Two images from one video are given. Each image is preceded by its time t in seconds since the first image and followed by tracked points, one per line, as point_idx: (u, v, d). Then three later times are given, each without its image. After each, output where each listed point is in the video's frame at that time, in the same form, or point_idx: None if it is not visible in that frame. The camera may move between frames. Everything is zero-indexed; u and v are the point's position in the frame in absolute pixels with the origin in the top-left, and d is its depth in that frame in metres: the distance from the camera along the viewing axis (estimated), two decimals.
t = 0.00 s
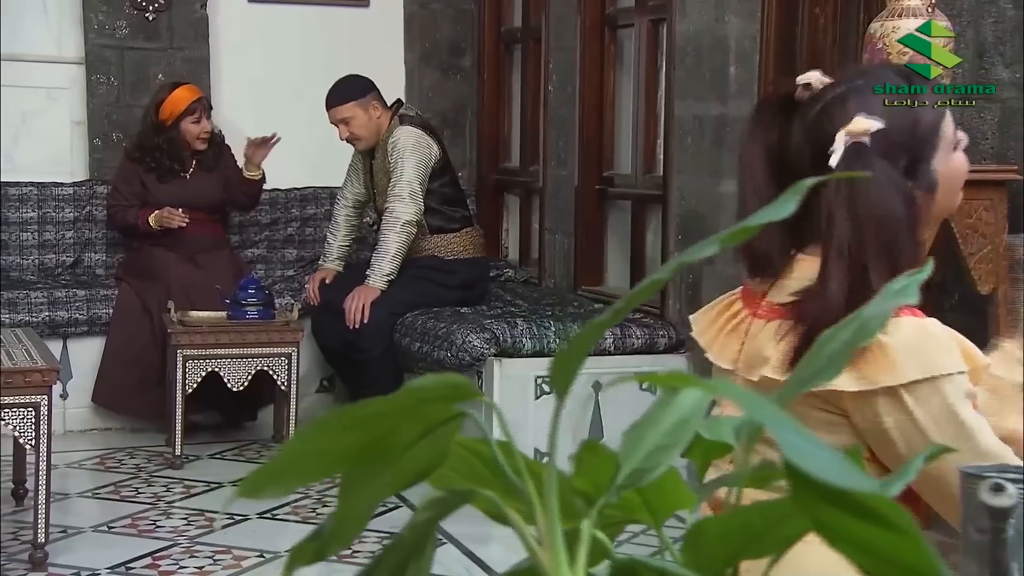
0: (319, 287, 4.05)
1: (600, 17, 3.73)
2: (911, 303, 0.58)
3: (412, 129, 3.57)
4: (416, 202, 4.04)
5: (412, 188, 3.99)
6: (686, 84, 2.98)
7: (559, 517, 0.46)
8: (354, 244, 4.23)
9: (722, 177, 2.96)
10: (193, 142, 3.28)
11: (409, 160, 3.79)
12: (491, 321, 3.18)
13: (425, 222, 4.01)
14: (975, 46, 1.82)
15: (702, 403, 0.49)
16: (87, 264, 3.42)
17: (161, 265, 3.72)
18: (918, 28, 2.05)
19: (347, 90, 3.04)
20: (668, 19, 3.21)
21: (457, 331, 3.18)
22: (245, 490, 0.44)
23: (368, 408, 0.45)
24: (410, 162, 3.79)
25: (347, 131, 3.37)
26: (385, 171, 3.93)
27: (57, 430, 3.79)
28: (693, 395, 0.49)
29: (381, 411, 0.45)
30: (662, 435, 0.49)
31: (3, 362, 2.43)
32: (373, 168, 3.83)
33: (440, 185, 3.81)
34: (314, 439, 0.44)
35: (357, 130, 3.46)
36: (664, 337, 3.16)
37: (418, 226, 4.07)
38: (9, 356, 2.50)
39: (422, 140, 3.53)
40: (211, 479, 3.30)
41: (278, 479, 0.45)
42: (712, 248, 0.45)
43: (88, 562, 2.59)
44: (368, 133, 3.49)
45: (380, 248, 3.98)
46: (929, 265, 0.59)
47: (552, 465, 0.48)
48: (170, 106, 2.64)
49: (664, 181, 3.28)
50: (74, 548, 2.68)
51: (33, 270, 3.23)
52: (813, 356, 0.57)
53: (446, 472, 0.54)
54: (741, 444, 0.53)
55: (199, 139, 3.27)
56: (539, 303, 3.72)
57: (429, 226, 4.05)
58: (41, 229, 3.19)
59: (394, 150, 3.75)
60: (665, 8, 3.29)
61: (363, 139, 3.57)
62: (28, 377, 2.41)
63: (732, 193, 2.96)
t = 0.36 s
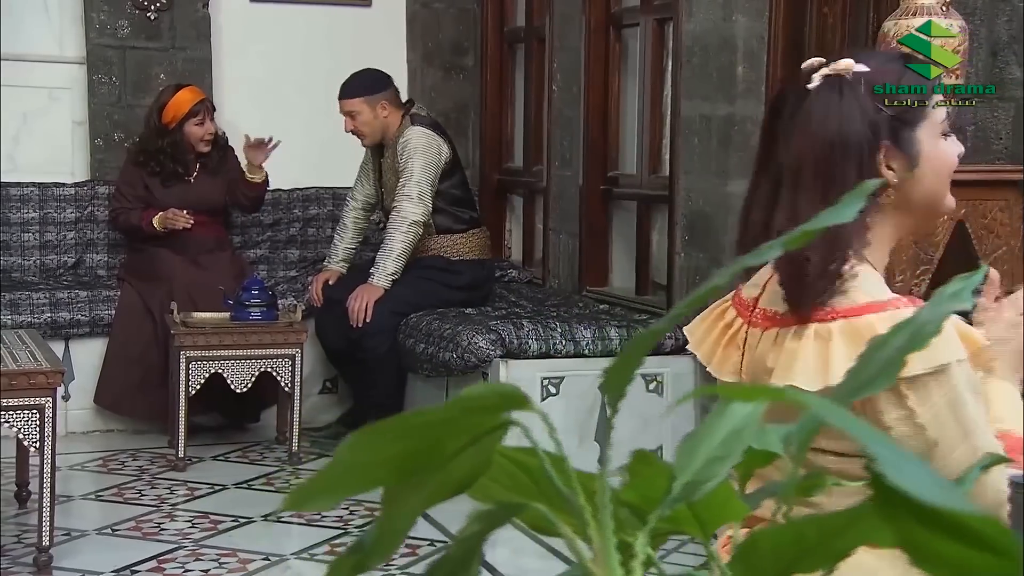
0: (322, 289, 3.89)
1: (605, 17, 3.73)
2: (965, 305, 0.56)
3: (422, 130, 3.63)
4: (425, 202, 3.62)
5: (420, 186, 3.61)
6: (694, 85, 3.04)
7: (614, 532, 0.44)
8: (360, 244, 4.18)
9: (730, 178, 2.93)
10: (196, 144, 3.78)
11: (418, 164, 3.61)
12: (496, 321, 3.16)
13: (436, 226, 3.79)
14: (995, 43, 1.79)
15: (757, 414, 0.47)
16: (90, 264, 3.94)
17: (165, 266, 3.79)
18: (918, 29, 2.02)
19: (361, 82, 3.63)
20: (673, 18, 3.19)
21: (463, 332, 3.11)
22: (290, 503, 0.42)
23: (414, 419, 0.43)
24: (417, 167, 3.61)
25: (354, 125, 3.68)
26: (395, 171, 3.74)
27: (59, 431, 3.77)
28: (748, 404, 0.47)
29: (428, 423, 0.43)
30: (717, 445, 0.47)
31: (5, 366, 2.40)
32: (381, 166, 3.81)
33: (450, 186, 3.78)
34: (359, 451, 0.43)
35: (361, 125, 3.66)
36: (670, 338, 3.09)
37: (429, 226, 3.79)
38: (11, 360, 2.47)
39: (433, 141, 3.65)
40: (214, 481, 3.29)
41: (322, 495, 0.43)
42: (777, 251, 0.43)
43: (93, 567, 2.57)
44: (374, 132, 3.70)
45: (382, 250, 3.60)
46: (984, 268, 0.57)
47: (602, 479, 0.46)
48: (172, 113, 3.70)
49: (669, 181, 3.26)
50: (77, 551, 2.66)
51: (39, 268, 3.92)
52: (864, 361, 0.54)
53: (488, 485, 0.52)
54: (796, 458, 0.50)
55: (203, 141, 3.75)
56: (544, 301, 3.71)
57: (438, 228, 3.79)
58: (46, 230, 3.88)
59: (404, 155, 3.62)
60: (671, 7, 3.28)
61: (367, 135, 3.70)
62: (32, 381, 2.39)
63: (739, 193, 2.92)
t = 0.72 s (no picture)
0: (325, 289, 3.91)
1: (610, 16, 3.72)
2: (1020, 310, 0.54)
3: (439, 133, 3.66)
4: (436, 205, 3.70)
5: (431, 190, 3.69)
6: (700, 84, 3.03)
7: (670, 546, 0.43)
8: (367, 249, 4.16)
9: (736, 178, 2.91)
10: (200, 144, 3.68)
11: (431, 168, 3.67)
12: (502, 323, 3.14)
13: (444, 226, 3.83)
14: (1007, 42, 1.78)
15: (814, 423, 0.45)
16: (92, 265, 3.86)
17: (167, 267, 3.82)
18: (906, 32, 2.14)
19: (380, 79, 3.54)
20: (679, 18, 3.19)
21: (468, 334, 3.11)
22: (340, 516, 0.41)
23: (466, 433, 0.42)
24: (432, 170, 3.68)
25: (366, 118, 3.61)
26: (408, 172, 3.79)
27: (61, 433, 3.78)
28: (804, 413, 0.45)
29: (479, 433, 0.42)
30: (774, 457, 0.45)
31: (8, 368, 2.37)
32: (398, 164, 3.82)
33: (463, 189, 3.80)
34: (410, 461, 0.42)
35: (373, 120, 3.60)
36: (676, 339, 3.10)
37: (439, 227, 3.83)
38: (14, 362, 2.44)
39: (449, 142, 3.69)
40: (217, 483, 3.27)
41: (371, 507, 0.42)
42: (842, 253, 0.41)
43: (97, 570, 2.55)
44: (385, 127, 3.64)
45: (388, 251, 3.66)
46: None
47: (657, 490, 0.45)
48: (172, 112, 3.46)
49: (676, 182, 3.25)
50: (81, 554, 2.64)
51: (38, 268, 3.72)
52: (920, 368, 0.52)
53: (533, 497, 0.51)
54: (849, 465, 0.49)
55: (208, 140, 3.64)
56: (549, 302, 3.70)
57: (447, 228, 3.84)
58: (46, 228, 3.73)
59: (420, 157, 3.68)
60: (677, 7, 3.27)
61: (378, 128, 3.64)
62: (35, 383, 2.36)
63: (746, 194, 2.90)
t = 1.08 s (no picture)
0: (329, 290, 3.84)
1: (614, 16, 3.68)
2: None
3: (446, 133, 3.63)
4: (442, 206, 3.58)
5: (438, 191, 3.57)
6: (707, 84, 3.02)
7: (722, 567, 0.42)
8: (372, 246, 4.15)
9: (744, 179, 2.90)
10: (205, 143, 3.78)
11: (438, 168, 3.58)
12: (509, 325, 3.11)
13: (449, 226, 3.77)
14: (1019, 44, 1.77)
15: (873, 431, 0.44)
16: (94, 266, 3.96)
17: (170, 270, 3.75)
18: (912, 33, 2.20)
19: (387, 79, 3.64)
20: (686, 17, 3.17)
21: (473, 335, 3.07)
22: (394, 529, 0.40)
23: (526, 445, 0.41)
24: (438, 170, 3.58)
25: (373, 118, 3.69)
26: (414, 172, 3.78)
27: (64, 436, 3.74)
28: (863, 425, 0.44)
29: (534, 441, 0.41)
30: (835, 471, 0.44)
31: (12, 370, 2.35)
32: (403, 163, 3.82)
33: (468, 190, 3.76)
34: (464, 471, 0.40)
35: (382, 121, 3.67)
36: (684, 340, 3.07)
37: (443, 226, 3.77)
38: (19, 364, 2.42)
39: (457, 143, 3.64)
40: (221, 485, 3.25)
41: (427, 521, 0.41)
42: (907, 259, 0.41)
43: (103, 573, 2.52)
44: (393, 128, 3.69)
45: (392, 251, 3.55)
46: None
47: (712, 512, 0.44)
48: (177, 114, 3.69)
49: (682, 183, 3.23)
50: (85, 558, 2.62)
51: (41, 270, 3.91)
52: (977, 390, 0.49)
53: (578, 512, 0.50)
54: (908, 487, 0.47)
55: (212, 139, 3.76)
56: (552, 303, 3.69)
57: (452, 228, 3.77)
58: (49, 232, 3.91)
59: (426, 157, 3.60)
60: (684, 5, 3.24)
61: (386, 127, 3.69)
62: (40, 385, 2.34)
63: (754, 194, 2.89)
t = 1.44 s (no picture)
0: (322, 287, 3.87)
1: (619, 15, 3.66)
2: None
3: (448, 132, 3.60)
4: (446, 206, 3.56)
5: (441, 191, 3.55)
6: (713, 84, 3.00)
7: None
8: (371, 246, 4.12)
9: (751, 179, 2.89)
10: (209, 142, 3.79)
11: (441, 168, 3.56)
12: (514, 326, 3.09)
13: (453, 226, 3.73)
14: None
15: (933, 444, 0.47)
16: (96, 267, 4.01)
17: (173, 271, 3.74)
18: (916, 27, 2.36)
19: (391, 77, 3.63)
20: (691, 16, 3.17)
21: (480, 336, 3.06)
22: (447, 544, 0.39)
23: (577, 456, 0.40)
24: (442, 170, 3.56)
25: (380, 118, 3.67)
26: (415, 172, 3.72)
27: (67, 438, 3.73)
28: (923, 439, 0.47)
29: (590, 454, 0.40)
30: (897, 486, 0.47)
31: (16, 372, 2.33)
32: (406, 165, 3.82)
33: (473, 190, 3.73)
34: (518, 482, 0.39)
35: (388, 120, 3.65)
36: (690, 343, 3.04)
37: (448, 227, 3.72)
38: (23, 366, 2.39)
39: (460, 143, 3.62)
40: (225, 488, 3.23)
41: (478, 538, 0.40)
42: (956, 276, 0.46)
43: None
44: (400, 125, 3.67)
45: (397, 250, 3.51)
46: None
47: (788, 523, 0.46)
48: (180, 113, 3.71)
49: (688, 183, 3.22)
50: (90, 561, 2.59)
51: (42, 270, 3.98)
52: None
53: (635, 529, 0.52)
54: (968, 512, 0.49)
55: (215, 138, 3.77)
56: (556, 304, 3.68)
57: (456, 229, 3.74)
58: (51, 233, 3.97)
59: (429, 158, 3.58)
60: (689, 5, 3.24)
61: (393, 129, 3.68)
62: (45, 387, 2.32)
63: (760, 195, 2.88)
